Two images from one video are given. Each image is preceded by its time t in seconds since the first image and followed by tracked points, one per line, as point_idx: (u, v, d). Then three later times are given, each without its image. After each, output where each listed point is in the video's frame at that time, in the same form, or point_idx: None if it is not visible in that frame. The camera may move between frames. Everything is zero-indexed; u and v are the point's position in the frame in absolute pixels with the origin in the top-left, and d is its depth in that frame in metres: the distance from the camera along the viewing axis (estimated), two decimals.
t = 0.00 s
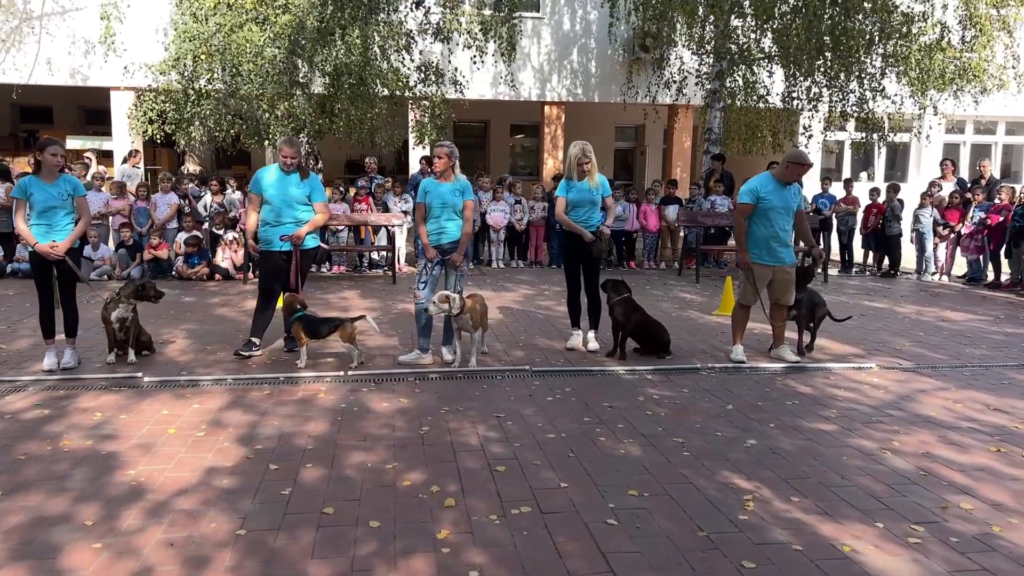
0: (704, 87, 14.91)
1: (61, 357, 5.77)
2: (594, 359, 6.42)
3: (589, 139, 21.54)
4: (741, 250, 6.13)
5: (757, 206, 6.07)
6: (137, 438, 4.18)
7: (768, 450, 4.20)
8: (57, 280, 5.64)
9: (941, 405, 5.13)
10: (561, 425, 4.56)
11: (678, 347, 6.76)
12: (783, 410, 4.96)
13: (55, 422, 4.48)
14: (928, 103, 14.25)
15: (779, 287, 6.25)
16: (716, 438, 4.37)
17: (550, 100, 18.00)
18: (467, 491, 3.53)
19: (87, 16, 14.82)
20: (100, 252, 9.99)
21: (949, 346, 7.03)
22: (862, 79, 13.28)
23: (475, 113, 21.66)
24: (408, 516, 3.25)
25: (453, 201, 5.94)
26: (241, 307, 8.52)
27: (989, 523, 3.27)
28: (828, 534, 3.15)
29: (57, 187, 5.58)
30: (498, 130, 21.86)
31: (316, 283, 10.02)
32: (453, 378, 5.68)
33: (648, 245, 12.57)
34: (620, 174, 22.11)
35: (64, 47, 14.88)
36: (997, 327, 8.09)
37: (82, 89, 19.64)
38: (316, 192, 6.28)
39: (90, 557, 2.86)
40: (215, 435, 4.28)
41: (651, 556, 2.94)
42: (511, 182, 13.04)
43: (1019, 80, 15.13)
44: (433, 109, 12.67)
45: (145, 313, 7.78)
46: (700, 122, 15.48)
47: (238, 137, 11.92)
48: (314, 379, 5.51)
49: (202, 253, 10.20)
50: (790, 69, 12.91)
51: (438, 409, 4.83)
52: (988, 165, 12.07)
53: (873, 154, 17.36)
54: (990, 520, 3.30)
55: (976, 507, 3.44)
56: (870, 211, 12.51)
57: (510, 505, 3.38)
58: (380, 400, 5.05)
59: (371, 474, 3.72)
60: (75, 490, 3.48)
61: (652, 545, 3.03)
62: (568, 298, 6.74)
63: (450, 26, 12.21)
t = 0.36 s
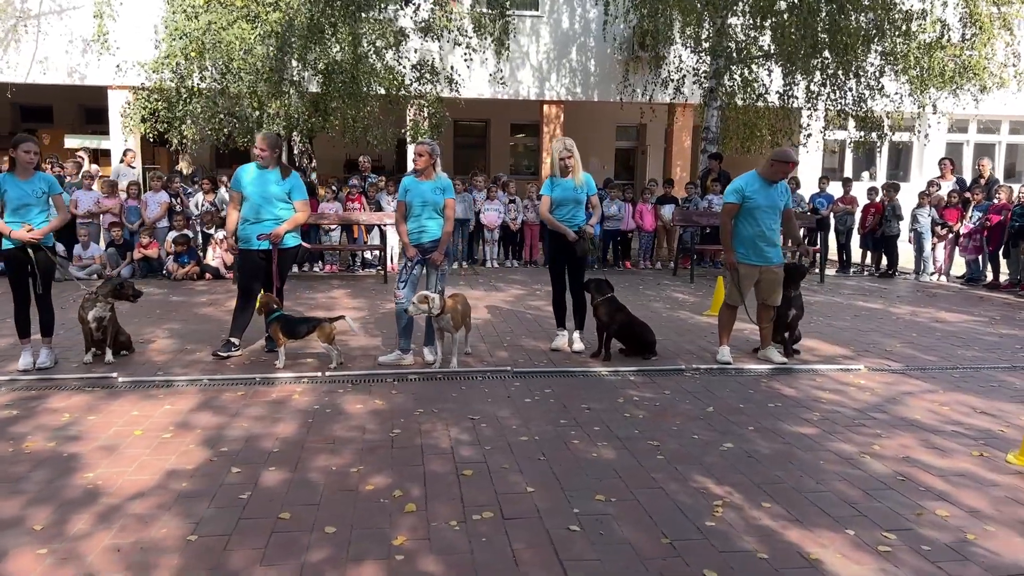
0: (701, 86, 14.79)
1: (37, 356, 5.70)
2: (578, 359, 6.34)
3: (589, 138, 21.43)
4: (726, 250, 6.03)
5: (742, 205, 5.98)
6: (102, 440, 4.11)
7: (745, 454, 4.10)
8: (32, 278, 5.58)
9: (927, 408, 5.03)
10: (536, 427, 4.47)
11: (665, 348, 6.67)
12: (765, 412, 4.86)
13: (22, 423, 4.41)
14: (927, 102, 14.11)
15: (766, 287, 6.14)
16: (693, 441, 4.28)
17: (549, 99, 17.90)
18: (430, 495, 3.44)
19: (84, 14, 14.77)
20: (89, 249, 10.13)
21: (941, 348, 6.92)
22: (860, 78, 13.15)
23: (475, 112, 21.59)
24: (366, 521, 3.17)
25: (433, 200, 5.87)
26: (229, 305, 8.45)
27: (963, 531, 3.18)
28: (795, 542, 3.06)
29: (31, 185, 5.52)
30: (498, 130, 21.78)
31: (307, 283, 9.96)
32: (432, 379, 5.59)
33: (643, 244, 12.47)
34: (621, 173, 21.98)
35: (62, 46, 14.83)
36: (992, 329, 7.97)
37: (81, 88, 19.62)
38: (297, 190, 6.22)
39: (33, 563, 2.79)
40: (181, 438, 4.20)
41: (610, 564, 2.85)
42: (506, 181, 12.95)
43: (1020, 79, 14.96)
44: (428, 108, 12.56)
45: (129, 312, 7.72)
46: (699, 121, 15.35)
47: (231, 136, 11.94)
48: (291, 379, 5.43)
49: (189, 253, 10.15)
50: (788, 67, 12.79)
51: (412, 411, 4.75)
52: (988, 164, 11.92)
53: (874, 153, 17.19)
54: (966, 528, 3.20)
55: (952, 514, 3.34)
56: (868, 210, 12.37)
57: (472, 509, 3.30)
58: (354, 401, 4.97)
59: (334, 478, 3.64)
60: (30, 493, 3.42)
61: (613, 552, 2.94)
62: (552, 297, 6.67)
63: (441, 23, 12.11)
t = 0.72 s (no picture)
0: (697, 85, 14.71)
1: (14, 360, 5.65)
2: (562, 363, 6.27)
3: (587, 138, 21.35)
4: (711, 253, 5.96)
5: (727, 207, 5.90)
6: (68, 446, 4.06)
7: (720, 459, 4.04)
8: (8, 279, 5.52)
9: (910, 413, 4.96)
10: (510, 432, 4.41)
11: (650, 351, 6.60)
12: (745, 417, 4.79)
13: None
14: (923, 102, 14.02)
15: (751, 289, 6.08)
16: (669, 446, 4.22)
17: (545, 99, 17.81)
18: (395, 502, 3.38)
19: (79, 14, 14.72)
20: (80, 251, 10.10)
21: (930, 351, 6.85)
22: (856, 78, 13.07)
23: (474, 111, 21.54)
24: (326, 529, 3.11)
25: (414, 201, 5.82)
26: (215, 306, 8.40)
27: (935, 540, 3.12)
28: (764, 553, 2.99)
29: (7, 186, 5.46)
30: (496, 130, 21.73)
31: (296, 284, 9.91)
32: (412, 382, 5.53)
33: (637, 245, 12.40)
34: (620, 174, 21.90)
35: (57, 46, 14.79)
36: (983, 331, 7.90)
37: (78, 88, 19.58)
38: (279, 191, 6.21)
39: None
40: (149, 443, 4.15)
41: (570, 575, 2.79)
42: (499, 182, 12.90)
43: (1018, 79, 14.85)
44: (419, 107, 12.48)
45: (114, 315, 7.67)
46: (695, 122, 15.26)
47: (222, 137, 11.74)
48: (269, 383, 5.38)
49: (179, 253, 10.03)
50: (783, 66, 12.70)
51: (387, 415, 4.70)
52: (983, 165, 11.84)
53: (872, 154, 17.09)
54: (938, 538, 3.14)
55: (925, 523, 3.27)
56: (863, 211, 12.33)
57: (436, 516, 3.24)
58: (330, 404, 4.91)
59: (299, 485, 3.59)
60: None
61: (575, 562, 2.88)
62: (537, 300, 6.61)
63: (430, 22, 12.10)
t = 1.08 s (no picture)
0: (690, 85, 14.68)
1: None
2: (542, 364, 6.24)
3: (584, 138, 21.31)
4: (690, 253, 5.92)
5: (707, 208, 5.86)
6: (34, 447, 4.05)
7: (688, 462, 4.00)
8: None
9: (886, 415, 4.93)
10: (480, 434, 4.38)
11: (632, 353, 6.56)
12: (719, 419, 4.76)
13: None
14: (917, 102, 13.96)
15: (732, 290, 6.02)
16: (638, 449, 4.19)
17: (541, 99, 17.76)
18: (354, 505, 3.36)
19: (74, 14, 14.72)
20: (69, 251, 10.12)
21: (914, 352, 6.81)
22: (849, 78, 13.03)
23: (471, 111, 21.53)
24: (281, 532, 3.09)
25: (392, 201, 5.79)
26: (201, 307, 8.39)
27: (896, 544, 3.08)
28: (720, 557, 2.96)
29: None
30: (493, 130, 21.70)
31: (284, 285, 9.90)
32: (388, 383, 5.50)
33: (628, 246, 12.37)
34: (617, 174, 21.86)
35: (52, 47, 14.79)
36: (970, 332, 7.85)
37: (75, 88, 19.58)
38: (259, 191, 6.20)
39: None
40: (116, 445, 4.13)
41: None
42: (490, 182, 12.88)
43: (1012, 79, 14.79)
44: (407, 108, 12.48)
45: (97, 317, 7.66)
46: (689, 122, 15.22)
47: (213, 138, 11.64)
48: (244, 384, 5.36)
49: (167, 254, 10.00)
50: (775, 65, 12.66)
51: (358, 416, 4.67)
52: (976, 165, 11.79)
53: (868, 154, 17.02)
54: (898, 542, 3.11)
55: (888, 527, 3.24)
56: (856, 212, 12.30)
57: (394, 520, 3.21)
58: (303, 405, 4.89)
59: (261, 487, 3.56)
60: None
61: (528, 566, 2.86)
62: (518, 301, 6.58)
63: (418, 22, 12.23)
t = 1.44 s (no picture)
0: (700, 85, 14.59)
1: None
2: (539, 365, 6.23)
3: (596, 138, 21.25)
4: (687, 255, 5.88)
5: (705, 209, 5.81)
6: (25, 446, 4.09)
7: (674, 466, 3.97)
8: None
9: (882, 419, 4.87)
10: (468, 436, 4.37)
11: (631, 355, 6.53)
12: (711, 421, 4.73)
13: None
14: (930, 102, 13.80)
15: (730, 292, 5.98)
16: (626, 452, 4.16)
17: (552, 100, 17.69)
18: (333, 506, 3.36)
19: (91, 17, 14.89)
20: (79, 252, 10.25)
21: (918, 355, 6.72)
22: (860, 78, 12.90)
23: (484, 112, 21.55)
24: (257, 532, 3.10)
25: (388, 202, 5.80)
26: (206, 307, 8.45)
27: (875, 550, 3.04)
28: (694, 563, 2.93)
29: None
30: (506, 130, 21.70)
31: (290, 285, 9.96)
32: (382, 384, 5.51)
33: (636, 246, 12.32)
34: (630, 174, 21.78)
35: (69, 49, 14.97)
36: (977, 335, 7.73)
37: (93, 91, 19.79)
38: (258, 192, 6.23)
39: None
40: (106, 444, 4.17)
41: None
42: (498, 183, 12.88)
43: None
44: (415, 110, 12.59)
45: (102, 317, 7.73)
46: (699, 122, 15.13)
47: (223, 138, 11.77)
48: (239, 384, 5.39)
49: (177, 254, 10.09)
50: (785, 64, 12.55)
51: (348, 417, 4.69)
52: (989, 165, 11.63)
53: (883, 154, 16.83)
54: (878, 548, 3.06)
55: (869, 532, 3.20)
56: (866, 213, 12.19)
57: (370, 521, 3.21)
58: (294, 406, 4.90)
59: (243, 487, 3.58)
60: None
61: (499, 569, 2.85)
62: (518, 302, 6.55)
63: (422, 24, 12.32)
